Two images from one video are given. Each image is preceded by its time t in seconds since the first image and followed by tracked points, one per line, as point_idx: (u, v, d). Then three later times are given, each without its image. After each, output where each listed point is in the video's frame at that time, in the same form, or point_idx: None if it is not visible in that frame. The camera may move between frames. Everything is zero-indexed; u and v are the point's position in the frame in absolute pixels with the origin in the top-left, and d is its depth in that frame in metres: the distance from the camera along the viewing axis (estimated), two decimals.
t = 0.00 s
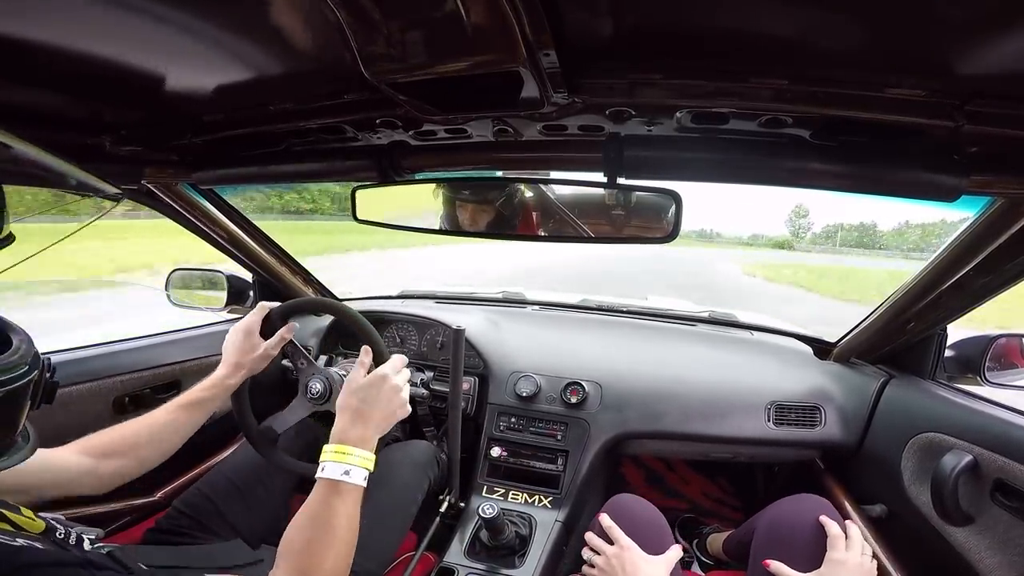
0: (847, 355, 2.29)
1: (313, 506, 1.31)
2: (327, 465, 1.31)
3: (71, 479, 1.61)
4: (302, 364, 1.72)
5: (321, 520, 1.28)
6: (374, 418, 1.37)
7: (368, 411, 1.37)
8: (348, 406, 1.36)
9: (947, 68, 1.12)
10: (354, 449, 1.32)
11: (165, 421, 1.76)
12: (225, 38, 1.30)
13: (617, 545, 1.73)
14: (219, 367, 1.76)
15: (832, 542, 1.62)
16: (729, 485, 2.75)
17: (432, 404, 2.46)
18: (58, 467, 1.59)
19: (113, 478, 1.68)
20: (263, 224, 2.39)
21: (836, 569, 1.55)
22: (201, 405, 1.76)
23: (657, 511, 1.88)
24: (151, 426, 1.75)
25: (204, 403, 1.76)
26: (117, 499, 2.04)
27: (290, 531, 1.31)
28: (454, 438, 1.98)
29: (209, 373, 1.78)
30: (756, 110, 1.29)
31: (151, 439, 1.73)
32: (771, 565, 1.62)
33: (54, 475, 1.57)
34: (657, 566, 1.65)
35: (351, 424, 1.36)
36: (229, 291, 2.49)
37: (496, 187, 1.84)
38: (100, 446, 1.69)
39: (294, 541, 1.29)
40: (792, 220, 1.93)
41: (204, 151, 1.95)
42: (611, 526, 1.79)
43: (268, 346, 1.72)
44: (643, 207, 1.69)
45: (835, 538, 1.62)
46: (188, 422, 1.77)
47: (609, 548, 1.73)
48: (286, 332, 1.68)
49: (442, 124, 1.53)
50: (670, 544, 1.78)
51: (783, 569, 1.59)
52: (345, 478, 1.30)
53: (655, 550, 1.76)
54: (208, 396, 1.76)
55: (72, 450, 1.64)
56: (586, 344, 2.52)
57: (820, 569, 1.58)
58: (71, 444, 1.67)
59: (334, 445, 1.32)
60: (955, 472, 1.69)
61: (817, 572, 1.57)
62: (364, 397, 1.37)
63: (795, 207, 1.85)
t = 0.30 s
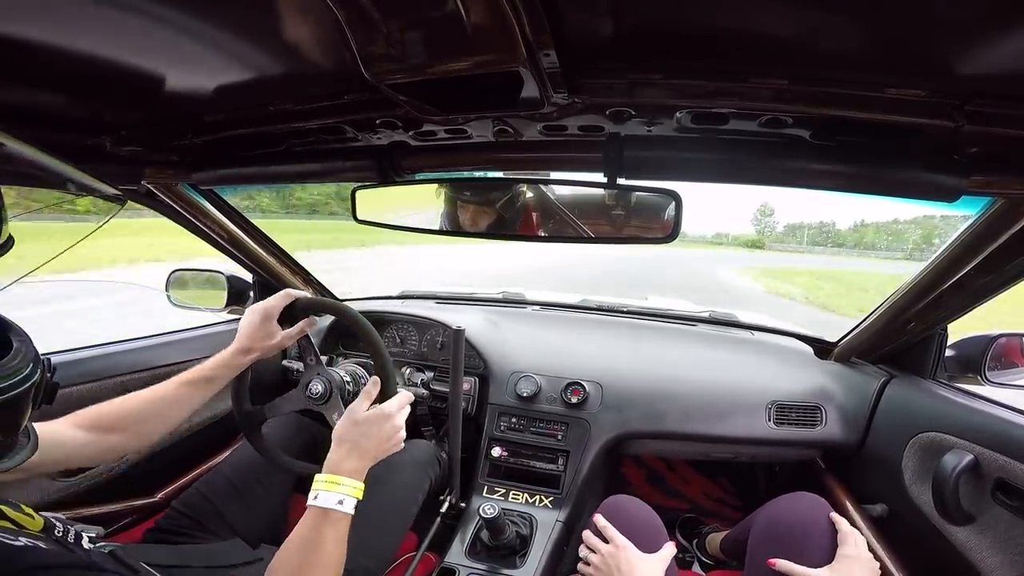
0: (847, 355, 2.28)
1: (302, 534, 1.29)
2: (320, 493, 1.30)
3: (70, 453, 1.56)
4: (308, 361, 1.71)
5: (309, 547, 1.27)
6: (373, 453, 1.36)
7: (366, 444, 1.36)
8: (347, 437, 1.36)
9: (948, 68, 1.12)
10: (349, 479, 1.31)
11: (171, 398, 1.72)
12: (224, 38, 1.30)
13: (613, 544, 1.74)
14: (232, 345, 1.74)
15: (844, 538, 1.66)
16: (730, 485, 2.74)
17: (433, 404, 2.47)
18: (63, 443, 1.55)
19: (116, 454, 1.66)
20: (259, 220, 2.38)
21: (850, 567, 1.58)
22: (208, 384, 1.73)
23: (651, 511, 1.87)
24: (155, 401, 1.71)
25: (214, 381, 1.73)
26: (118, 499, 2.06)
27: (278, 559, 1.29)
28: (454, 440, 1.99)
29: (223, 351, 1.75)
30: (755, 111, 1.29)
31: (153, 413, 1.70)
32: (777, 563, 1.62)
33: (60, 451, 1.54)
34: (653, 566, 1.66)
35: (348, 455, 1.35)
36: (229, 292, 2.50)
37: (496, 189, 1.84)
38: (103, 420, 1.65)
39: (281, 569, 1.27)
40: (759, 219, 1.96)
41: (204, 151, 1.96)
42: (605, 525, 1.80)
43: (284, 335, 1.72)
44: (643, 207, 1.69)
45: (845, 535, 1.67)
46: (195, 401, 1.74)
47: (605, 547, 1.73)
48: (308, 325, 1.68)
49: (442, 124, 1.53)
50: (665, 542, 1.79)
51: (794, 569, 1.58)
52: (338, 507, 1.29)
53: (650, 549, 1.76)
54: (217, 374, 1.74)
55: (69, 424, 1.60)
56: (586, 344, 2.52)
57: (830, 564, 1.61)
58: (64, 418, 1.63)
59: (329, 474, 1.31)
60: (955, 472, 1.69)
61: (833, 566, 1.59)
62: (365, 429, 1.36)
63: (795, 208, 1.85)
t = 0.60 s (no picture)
0: (847, 355, 2.28)
1: (332, 548, 1.33)
2: (358, 510, 1.36)
3: (73, 447, 1.57)
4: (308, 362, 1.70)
5: (329, 560, 1.31)
6: (396, 469, 1.46)
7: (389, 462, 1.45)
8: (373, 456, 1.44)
9: (947, 68, 1.12)
10: (378, 496, 1.39)
11: (174, 392, 1.73)
12: (225, 38, 1.30)
13: (614, 544, 1.74)
14: (235, 340, 1.72)
15: (850, 538, 1.68)
16: (730, 484, 2.75)
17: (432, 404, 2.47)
18: (65, 437, 1.55)
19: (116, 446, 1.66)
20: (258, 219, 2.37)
21: (861, 565, 1.60)
22: (211, 380, 1.73)
23: (651, 512, 1.87)
24: (157, 394, 1.72)
25: (218, 377, 1.73)
26: (117, 499, 2.05)
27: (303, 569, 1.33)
28: (455, 440, 2.00)
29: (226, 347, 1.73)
30: (756, 111, 1.29)
31: (154, 405, 1.71)
32: (786, 561, 1.62)
33: (62, 445, 1.54)
34: (653, 565, 1.66)
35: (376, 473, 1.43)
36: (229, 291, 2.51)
37: (496, 189, 1.84)
38: (103, 414, 1.65)
39: None
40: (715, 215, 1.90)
41: (204, 151, 1.96)
42: (606, 525, 1.80)
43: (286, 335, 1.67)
44: (643, 207, 1.69)
45: (852, 535, 1.69)
46: (198, 397, 1.75)
47: (607, 546, 1.73)
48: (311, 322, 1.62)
49: (442, 124, 1.53)
50: (665, 542, 1.79)
51: (810, 569, 1.57)
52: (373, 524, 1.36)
53: (649, 549, 1.76)
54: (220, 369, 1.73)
55: (70, 417, 1.60)
56: (586, 344, 2.52)
57: (841, 562, 1.62)
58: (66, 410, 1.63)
59: (362, 491, 1.38)
60: (955, 472, 1.69)
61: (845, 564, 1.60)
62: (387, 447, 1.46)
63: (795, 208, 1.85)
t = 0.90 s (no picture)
0: (847, 355, 2.28)
1: (305, 553, 1.33)
2: (332, 515, 1.35)
3: (72, 443, 1.57)
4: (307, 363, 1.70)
5: (303, 563, 1.31)
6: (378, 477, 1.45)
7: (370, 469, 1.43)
8: (356, 464, 1.42)
9: (948, 68, 1.12)
10: (354, 501, 1.38)
11: (174, 388, 1.73)
12: (224, 38, 1.30)
13: (611, 544, 1.73)
14: (238, 338, 1.72)
15: (850, 540, 1.68)
16: (730, 484, 2.75)
17: (432, 404, 2.47)
18: (65, 434, 1.55)
19: (115, 442, 1.67)
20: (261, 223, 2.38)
21: (860, 568, 1.60)
22: (212, 376, 1.73)
23: (651, 512, 1.87)
24: (157, 390, 1.72)
25: (219, 373, 1.73)
26: (117, 499, 2.05)
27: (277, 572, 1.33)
28: (454, 441, 2.00)
29: (228, 345, 1.73)
30: (756, 111, 1.29)
31: (155, 401, 1.71)
32: (787, 562, 1.61)
33: (62, 442, 1.54)
34: (650, 565, 1.66)
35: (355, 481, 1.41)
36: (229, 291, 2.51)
37: (496, 189, 1.84)
38: (103, 410, 1.65)
39: None
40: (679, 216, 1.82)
41: (204, 151, 1.96)
42: (603, 525, 1.80)
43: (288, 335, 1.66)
44: (643, 207, 1.69)
45: (851, 538, 1.69)
46: (198, 393, 1.75)
47: (604, 546, 1.73)
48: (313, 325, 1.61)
49: (442, 124, 1.53)
50: (664, 542, 1.78)
51: (809, 569, 1.56)
52: (349, 529, 1.35)
53: (648, 550, 1.76)
54: (221, 365, 1.73)
55: (70, 412, 1.60)
56: (586, 344, 2.52)
57: (842, 565, 1.62)
58: (66, 405, 1.63)
59: (336, 496, 1.37)
60: (955, 472, 1.69)
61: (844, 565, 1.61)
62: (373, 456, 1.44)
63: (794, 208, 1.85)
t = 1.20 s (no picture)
0: (847, 355, 2.28)
1: (292, 554, 1.31)
2: (318, 515, 1.35)
3: (73, 438, 1.57)
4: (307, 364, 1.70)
5: (292, 562, 1.30)
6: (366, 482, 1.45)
7: (360, 474, 1.43)
8: (344, 465, 1.42)
9: (947, 68, 1.13)
10: (341, 501, 1.38)
11: (176, 382, 1.73)
12: (224, 38, 1.30)
13: (609, 544, 1.74)
14: (242, 333, 1.72)
15: (853, 541, 1.68)
16: (730, 485, 2.75)
17: (432, 404, 2.47)
18: (64, 428, 1.55)
19: (116, 437, 1.66)
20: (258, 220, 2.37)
21: (864, 569, 1.59)
22: (215, 371, 1.73)
23: (650, 512, 1.87)
24: (159, 384, 1.72)
25: (222, 368, 1.73)
26: (116, 499, 2.05)
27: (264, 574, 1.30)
28: (454, 442, 1.99)
29: (234, 341, 1.73)
30: (756, 111, 1.30)
31: (157, 396, 1.71)
32: (790, 561, 1.61)
33: (60, 437, 1.54)
34: (649, 565, 1.66)
35: (341, 482, 1.41)
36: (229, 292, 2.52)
37: (496, 189, 1.84)
38: (104, 406, 1.65)
39: None
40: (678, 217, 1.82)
41: (204, 151, 1.96)
42: (603, 525, 1.81)
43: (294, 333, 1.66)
44: (643, 207, 1.69)
45: (855, 538, 1.69)
46: (200, 388, 1.75)
47: (603, 546, 1.73)
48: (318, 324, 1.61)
49: (442, 123, 1.53)
50: (664, 543, 1.78)
51: (811, 569, 1.57)
52: (336, 528, 1.34)
53: (647, 550, 1.76)
54: (224, 360, 1.73)
55: (72, 406, 1.60)
56: (587, 343, 2.52)
57: (845, 566, 1.61)
58: (67, 399, 1.63)
59: (324, 496, 1.37)
60: (955, 472, 1.69)
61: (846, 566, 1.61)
62: (363, 460, 1.44)
63: (794, 207, 1.86)
